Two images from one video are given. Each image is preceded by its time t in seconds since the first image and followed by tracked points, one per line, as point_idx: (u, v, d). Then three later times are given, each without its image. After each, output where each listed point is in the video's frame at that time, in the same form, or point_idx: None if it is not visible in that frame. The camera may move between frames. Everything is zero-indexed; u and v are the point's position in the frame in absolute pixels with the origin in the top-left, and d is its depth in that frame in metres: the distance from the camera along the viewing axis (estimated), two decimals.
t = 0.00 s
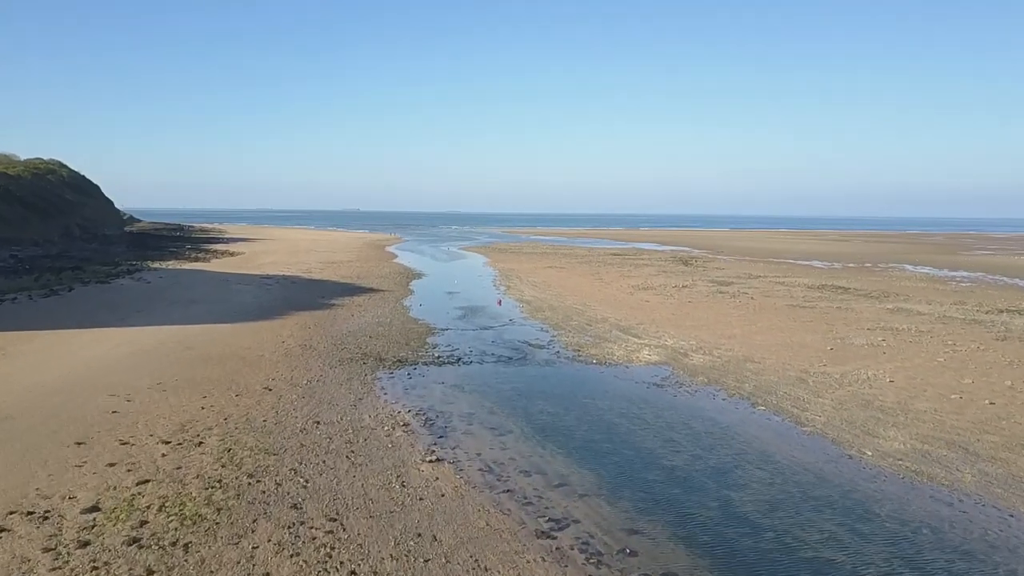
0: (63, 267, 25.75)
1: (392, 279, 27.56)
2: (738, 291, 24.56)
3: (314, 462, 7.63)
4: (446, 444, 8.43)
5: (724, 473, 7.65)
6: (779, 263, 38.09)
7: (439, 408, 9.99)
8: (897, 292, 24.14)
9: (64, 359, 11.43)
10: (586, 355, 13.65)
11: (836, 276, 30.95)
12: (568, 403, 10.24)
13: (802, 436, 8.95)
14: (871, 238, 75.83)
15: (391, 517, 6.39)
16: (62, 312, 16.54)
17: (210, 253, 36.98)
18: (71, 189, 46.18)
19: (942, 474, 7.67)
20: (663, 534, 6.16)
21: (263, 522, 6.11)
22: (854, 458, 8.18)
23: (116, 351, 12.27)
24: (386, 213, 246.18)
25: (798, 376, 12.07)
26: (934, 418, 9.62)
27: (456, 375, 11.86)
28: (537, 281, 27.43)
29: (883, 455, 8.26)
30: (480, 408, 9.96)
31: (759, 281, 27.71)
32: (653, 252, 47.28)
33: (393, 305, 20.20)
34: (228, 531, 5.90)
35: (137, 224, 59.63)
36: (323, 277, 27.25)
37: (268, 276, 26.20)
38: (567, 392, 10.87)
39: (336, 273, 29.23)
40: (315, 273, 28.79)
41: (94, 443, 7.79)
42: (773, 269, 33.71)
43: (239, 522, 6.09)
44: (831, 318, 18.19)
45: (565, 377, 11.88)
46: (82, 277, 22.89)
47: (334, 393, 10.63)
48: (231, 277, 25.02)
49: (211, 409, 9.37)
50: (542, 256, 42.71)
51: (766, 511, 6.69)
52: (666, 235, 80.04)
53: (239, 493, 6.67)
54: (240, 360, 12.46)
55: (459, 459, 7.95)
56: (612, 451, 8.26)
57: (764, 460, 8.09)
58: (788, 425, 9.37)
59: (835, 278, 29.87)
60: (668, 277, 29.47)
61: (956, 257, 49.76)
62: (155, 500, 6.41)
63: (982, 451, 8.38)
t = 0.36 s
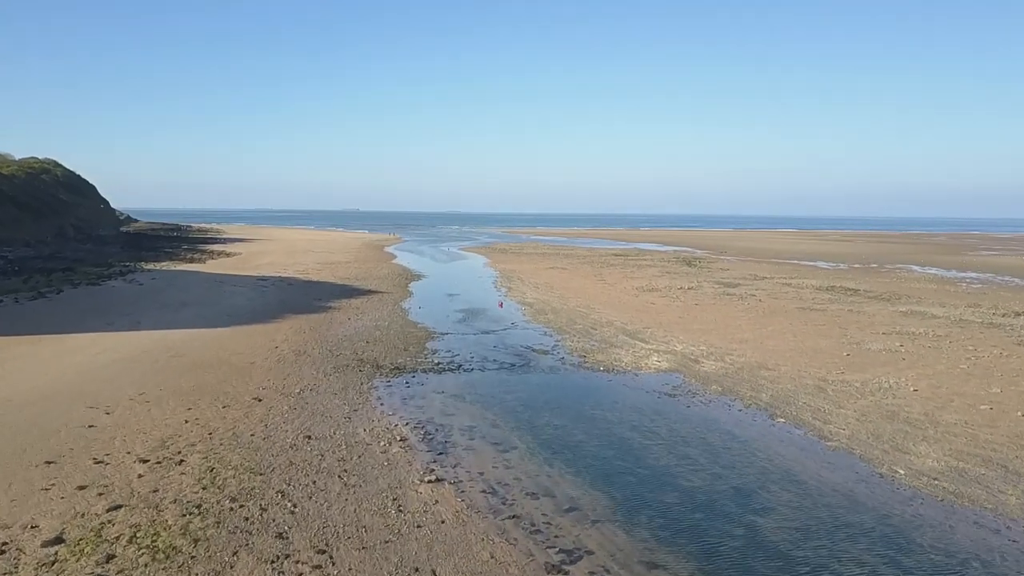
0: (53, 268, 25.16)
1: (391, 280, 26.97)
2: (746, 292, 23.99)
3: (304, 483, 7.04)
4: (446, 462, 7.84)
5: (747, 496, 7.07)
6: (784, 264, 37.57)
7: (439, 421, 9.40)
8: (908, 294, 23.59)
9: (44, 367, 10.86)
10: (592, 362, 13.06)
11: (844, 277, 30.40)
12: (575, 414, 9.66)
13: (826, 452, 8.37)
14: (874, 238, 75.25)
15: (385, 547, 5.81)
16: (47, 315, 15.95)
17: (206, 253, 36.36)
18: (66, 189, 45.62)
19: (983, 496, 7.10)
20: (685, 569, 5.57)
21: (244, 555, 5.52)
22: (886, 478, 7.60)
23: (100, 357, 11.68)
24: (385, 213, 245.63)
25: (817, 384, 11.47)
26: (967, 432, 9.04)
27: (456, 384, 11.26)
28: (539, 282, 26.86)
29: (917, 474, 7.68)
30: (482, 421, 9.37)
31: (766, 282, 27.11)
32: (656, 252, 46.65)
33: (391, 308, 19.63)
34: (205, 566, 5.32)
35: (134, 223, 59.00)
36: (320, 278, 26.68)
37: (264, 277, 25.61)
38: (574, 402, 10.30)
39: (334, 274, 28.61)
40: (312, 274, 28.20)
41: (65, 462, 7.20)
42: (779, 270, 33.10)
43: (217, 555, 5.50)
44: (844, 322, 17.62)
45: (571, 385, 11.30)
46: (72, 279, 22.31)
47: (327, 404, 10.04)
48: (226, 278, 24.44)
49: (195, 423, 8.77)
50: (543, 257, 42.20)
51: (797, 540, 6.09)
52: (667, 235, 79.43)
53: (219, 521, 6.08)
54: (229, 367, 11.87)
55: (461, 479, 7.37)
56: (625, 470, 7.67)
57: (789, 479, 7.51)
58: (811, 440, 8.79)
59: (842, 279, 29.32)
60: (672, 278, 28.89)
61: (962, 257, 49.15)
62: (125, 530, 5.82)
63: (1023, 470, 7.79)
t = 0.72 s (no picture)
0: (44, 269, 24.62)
1: (390, 281, 26.45)
2: (753, 294, 23.48)
3: (292, 507, 6.49)
4: (446, 482, 7.28)
5: (772, 520, 6.51)
6: (789, 265, 37.07)
7: (438, 434, 8.84)
8: (919, 296, 23.07)
9: (22, 375, 10.31)
10: (599, 368, 12.50)
11: (850, 278, 29.91)
12: (583, 428, 9.09)
13: (853, 469, 7.82)
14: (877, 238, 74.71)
15: None
16: (33, 319, 15.40)
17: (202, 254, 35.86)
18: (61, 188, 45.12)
19: None
20: None
21: None
22: (921, 499, 7.05)
23: (82, 364, 11.13)
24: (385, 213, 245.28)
25: (836, 394, 10.92)
26: (1001, 446, 8.49)
27: (456, 393, 10.72)
28: (541, 284, 26.36)
29: (954, 495, 7.14)
30: (484, 435, 8.82)
31: (772, 284, 26.54)
32: (658, 253, 46.12)
33: (390, 311, 19.09)
34: None
35: (130, 223, 58.47)
36: (318, 280, 26.16)
37: (260, 278, 25.08)
38: (582, 413, 9.76)
39: (331, 275, 28.07)
40: (310, 276, 27.65)
41: (34, 483, 6.65)
42: (785, 271, 32.52)
43: None
44: (856, 325, 17.10)
45: (577, 394, 10.73)
46: (63, 281, 21.78)
47: (320, 416, 9.49)
48: (221, 280, 23.90)
49: (178, 437, 8.22)
50: (545, 257, 41.71)
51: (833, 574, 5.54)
52: (668, 235, 78.87)
53: (197, 553, 5.52)
54: (218, 375, 11.32)
55: (462, 501, 6.81)
56: (639, 492, 7.11)
57: (816, 501, 6.97)
58: (836, 456, 8.23)
59: (850, 280, 28.83)
60: (676, 278, 28.39)
61: (967, 257, 48.65)
62: (92, 563, 5.27)
63: None
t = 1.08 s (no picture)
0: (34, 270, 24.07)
1: (389, 283, 25.92)
2: (760, 296, 22.95)
3: (278, 535, 5.94)
4: (446, 505, 6.72)
5: (803, 549, 5.96)
6: (794, 266, 36.57)
7: (438, 450, 8.29)
8: (931, 299, 22.56)
9: None
10: (606, 375, 11.94)
11: (857, 279, 29.39)
12: (592, 443, 8.52)
13: (885, 490, 7.26)
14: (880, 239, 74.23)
15: None
16: (18, 323, 14.85)
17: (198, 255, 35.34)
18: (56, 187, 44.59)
19: None
20: None
21: None
22: (962, 524, 6.50)
23: (63, 373, 10.58)
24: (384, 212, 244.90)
25: (857, 404, 10.36)
26: None
27: (457, 404, 10.17)
28: (543, 285, 25.84)
29: (998, 519, 6.58)
30: (487, 450, 8.26)
31: (779, 286, 26.03)
32: (660, 254, 45.63)
33: (389, 314, 18.54)
34: None
35: (128, 224, 57.97)
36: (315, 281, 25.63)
37: (257, 280, 24.54)
38: (590, 425, 9.20)
39: (329, 276, 27.55)
40: (308, 277, 27.11)
41: None
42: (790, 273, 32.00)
43: None
44: (870, 329, 16.57)
45: (585, 404, 10.16)
46: (53, 282, 21.23)
47: (313, 429, 8.94)
48: (215, 282, 23.36)
49: (159, 454, 7.67)
50: (546, 258, 41.19)
51: None
52: (670, 235, 78.38)
53: None
54: (207, 383, 10.75)
55: (463, 528, 6.25)
56: (656, 516, 6.53)
57: (849, 527, 6.41)
58: (865, 475, 7.66)
59: (857, 281, 28.32)
60: (680, 280, 27.87)
61: (971, 258, 48.26)
62: None
63: None
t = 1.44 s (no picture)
0: (23, 271, 23.46)
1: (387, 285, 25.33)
2: (768, 299, 22.41)
3: (260, 571, 5.35)
4: (447, 534, 6.12)
5: None
6: (798, 267, 36.05)
7: (438, 469, 7.70)
8: (943, 301, 22.01)
9: None
10: (615, 384, 11.35)
11: (865, 281, 28.87)
12: (603, 463, 7.92)
13: (925, 515, 6.66)
14: (883, 240, 73.64)
15: None
16: None
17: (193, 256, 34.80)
18: (51, 186, 44.01)
19: None
20: None
21: None
22: (1015, 556, 5.91)
23: (41, 384, 9.99)
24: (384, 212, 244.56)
25: (882, 417, 9.76)
26: None
27: (457, 416, 9.58)
28: (545, 287, 25.29)
29: None
30: (491, 470, 7.67)
31: (787, 288, 25.47)
32: (663, 255, 45.02)
33: (386, 317, 17.94)
34: None
35: (125, 224, 57.39)
36: (312, 283, 25.06)
37: (252, 282, 23.96)
38: (601, 441, 8.61)
39: (327, 278, 26.94)
40: (305, 278, 26.55)
41: None
42: (796, 274, 31.40)
43: None
44: (885, 334, 16.01)
45: (594, 417, 9.56)
46: (42, 285, 20.64)
47: (303, 446, 8.34)
48: (209, 284, 22.77)
49: (135, 476, 7.07)
50: (548, 259, 40.68)
51: None
52: (671, 236, 77.81)
53: None
54: (192, 394, 10.16)
55: (466, 561, 5.66)
56: (677, 548, 5.94)
57: (891, 560, 5.81)
58: (900, 497, 7.06)
59: (865, 283, 27.78)
60: (685, 282, 27.34)
61: (976, 258, 47.84)
62: None
63: None
